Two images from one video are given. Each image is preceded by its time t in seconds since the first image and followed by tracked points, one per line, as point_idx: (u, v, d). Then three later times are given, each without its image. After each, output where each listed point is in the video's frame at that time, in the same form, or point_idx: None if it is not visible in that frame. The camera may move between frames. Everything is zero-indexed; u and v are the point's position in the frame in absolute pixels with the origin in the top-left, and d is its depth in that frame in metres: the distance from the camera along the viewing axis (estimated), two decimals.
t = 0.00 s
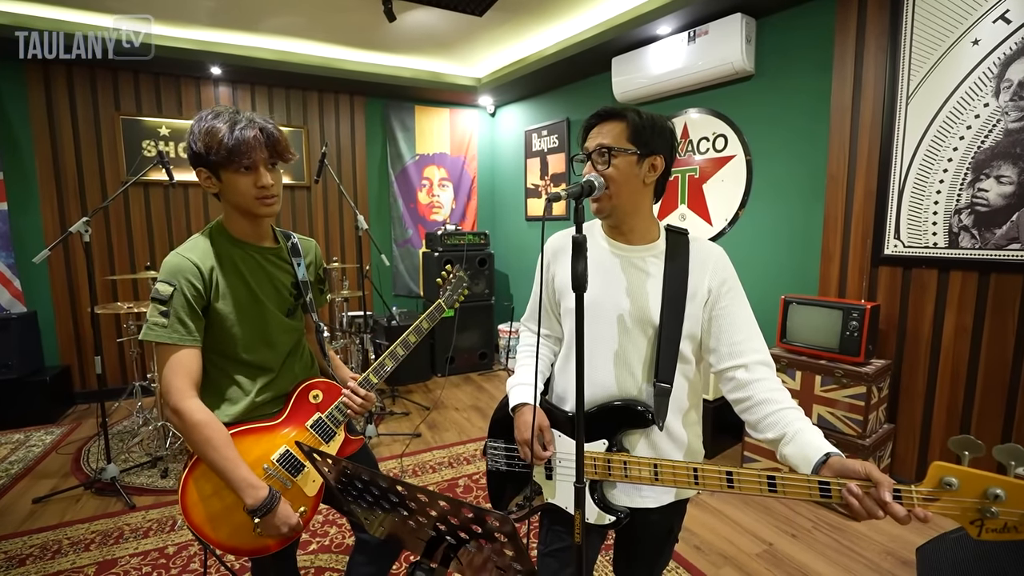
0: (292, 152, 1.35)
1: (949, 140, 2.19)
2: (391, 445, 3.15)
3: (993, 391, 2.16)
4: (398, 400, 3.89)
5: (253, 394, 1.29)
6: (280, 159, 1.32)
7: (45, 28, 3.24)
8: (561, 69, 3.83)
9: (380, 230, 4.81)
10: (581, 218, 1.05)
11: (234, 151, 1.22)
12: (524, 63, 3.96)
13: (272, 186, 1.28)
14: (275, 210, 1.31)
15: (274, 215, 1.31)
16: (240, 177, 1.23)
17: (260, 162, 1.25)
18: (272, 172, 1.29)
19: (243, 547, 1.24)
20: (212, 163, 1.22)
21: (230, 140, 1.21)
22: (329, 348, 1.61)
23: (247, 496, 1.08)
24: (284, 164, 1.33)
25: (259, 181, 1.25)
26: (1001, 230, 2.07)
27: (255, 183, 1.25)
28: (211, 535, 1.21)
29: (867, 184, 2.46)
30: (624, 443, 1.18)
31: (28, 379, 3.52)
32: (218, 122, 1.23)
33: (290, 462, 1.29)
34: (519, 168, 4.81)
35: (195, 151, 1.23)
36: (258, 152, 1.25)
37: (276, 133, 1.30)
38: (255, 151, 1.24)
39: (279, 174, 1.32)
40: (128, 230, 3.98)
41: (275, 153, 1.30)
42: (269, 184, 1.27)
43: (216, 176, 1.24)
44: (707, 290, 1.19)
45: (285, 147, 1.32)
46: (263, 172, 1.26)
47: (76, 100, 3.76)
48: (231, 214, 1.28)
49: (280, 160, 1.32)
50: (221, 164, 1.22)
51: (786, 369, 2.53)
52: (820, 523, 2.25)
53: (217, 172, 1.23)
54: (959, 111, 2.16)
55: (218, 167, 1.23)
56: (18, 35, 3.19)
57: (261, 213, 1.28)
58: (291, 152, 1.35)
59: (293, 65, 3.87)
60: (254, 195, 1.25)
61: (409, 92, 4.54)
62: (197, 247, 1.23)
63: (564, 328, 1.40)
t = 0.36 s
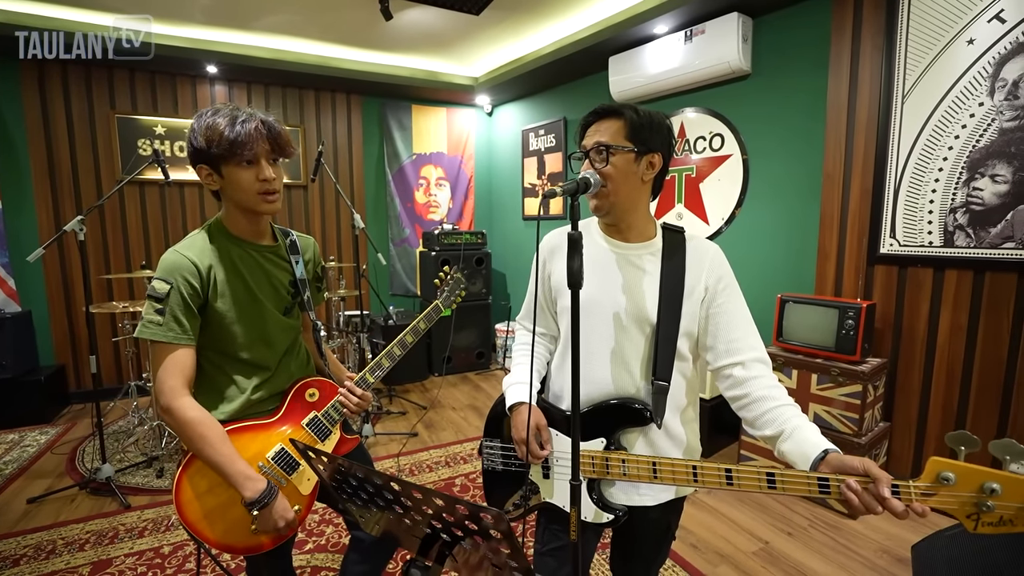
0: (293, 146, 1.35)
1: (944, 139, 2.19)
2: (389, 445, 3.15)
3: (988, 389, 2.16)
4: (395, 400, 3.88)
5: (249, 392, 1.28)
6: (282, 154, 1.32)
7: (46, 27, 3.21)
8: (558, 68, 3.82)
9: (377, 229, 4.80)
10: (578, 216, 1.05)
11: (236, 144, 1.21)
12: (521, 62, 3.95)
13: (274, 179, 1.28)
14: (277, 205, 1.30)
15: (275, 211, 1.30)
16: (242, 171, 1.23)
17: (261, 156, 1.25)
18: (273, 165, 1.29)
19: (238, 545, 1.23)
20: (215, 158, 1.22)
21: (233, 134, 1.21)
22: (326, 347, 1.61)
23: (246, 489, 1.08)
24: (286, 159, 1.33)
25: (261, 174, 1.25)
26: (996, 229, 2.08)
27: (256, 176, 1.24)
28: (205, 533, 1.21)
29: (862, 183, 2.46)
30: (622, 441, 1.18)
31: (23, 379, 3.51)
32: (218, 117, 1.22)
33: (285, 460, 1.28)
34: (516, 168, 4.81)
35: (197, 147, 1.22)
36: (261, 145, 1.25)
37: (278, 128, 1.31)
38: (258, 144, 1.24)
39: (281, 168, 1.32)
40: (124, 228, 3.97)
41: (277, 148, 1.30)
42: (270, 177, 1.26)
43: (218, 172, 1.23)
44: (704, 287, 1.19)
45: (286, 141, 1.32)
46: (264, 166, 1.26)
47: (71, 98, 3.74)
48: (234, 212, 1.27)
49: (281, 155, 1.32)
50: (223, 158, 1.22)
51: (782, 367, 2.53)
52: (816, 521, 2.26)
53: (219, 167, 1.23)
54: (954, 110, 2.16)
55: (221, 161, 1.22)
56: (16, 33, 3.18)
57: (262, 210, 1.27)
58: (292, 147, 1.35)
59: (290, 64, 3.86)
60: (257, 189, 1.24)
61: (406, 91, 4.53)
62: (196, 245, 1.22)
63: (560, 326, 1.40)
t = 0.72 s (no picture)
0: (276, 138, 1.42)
1: (942, 139, 2.19)
2: (387, 445, 3.15)
3: (986, 389, 2.15)
4: (395, 400, 3.89)
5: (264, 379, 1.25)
6: (267, 142, 1.37)
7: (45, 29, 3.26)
8: (557, 69, 3.83)
9: (377, 230, 4.81)
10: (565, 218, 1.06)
11: (226, 125, 1.27)
12: (520, 63, 3.96)
13: (264, 157, 1.33)
14: (269, 184, 1.33)
15: (268, 190, 1.32)
16: (233, 150, 1.28)
17: (250, 136, 1.31)
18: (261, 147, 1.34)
19: (236, 543, 1.23)
20: (205, 142, 1.26)
21: (220, 119, 1.27)
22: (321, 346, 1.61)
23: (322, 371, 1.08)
24: (270, 148, 1.39)
25: (252, 150, 1.30)
26: (995, 229, 2.07)
27: (248, 153, 1.30)
28: (203, 531, 1.19)
29: (861, 183, 2.45)
30: (613, 442, 1.18)
31: (25, 379, 3.53)
32: (205, 109, 1.28)
33: (283, 458, 1.28)
34: (516, 168, 4.82)
35: (184, 138, 1.27)
36: (247, 126, 1.31)
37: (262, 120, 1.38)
38: (244, 126, 1.30)
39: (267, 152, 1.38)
40: (125, 230, 3.99)
41: (262, 135, 1.36)
42: (261, 153, 1.32)
43: (210, 157, 1.27)
44: (695, 289, 1.19)
45: (270, 135, 1.39)
46: (253, 144, 1.32)
47: (72, 101, 3.76)
48: (224, 201, 1.30)
49: (267, 141, 1.38)
50: (213, 140, 1.27)
51: (780, 368, 2.52)
52: (813, 523, 2.25)
53: (209, 150, 1.27)
54: (952, 110, 2.15)
55: (211, 145, 1.27)
56: (17, 35, 3.21)
57: (256, 188, 1.30)
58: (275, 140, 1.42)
59: (290, 66, 3.87)
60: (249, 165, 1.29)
61: (405, 93, 4.54)
62: (185, 235, 1.24)
63: (553, 327, 1.40)
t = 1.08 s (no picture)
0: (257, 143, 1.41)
1: (937, 140, 2.17)
2: (382, 447, 3.15)
3: (981, 392, 2.14)
4: (391, 401, 3.88)
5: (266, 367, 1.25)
6: (247, 150, 1.37)
7: (44, 29, 3.27)
8: (553, 70, 3.82)
9: (374, 231, 4.81)
10: (547, 222, 1.06)
11: (206, 138, 1.26)
12: (516, 63, 3.96)
13: (244, 173, 1.33)
14: (246, 200, 1.35)
15: (246, 205, 1.35)
16: (214, 165, 1.27)
17: (230, 150, 1.30)
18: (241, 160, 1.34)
19: (225, 550, 1.23)
20: (184, 155, 1.25)
21: (200, 131, 1.25)
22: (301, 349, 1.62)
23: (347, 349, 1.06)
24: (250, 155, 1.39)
25: (233, 167, 1.30)
26: (989, 231, 2.06)
27: (229, 170, 1.30)
28: (190, 542, 1.19)
29: (856, 184, 2.44)
30: (597, 447, 1.18)
31: (21, 380, 3.53)
32: (184, 119, 1.26)
33: (269, 461, 1.28)
34: (513, 169, 4.81)
35: (161, 147, 1.25)
36: (228, 139, 1.30)
37: (242, 126, 1.36)
38: (224, 139, 1.29)
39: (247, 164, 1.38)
40: (121, 230, 3.99)
41: (243, 144, 1.35)
42: (241, 170, 1.32)
43: (189, 169, 1.27)
44: (678, 294, 1.19)
45: (250, 139, 1.38)
46: (233, 159, 1.31)
47: (69, 102, 3.77)
48: (203, 211, 1.30)
49: (247, 151, 1.37)
50: (192, 154, 1.26)
51: (774, 369, 2.51)
52: (807, 525, 2.24)
53: (188, 163, 1.26)
54: (946, 111, 2.14)
55: (190, 158, 1.26)
56: (17, 36, 3.21)
57: (233, 204, 1.32)
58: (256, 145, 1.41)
59: (287, 67, 3.87)
60: (228, 181, 1.29)
61: (402, 93, 4.54)
62: (169, 241, 1.24)
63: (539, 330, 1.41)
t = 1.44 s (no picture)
0: (257, 143, 1.39)
1: (935, 139, 2.15)
2: (378, 447, 3.13)
3: (979, 393, 2.12)
4: (388, 401, 3.86)
5: (216, 398, 1.27)
6: (247, 150, 1.35)
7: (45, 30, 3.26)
8: (551, 69, 3.80)
9: (372, 231, 4.79)
10: (532, 221, 1.04)
11: (206, 138, 1.24)
12: (513, 62, 3.94)
13: (242, 174, 1.32)
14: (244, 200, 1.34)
15: (242, 205, 1.33)
16: (213, 165, 1.26)
17: (230, 151, 1.29)
18: (240, 162, 1.32)
19: (206, 552, 1.21)
20: (182, 153, 1.23)
21: (200, 130, 1.24)
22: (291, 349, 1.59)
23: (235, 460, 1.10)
24: (250, 156, 1.37)
25: (233, 168, 1.29)
26: (988, 231, 2.04)
27: (228, 170, 1.28)
28: (173, 543, 1.17)
29: (854, 183, 2.42)
30: (583, 448, 1.16)
31: (17, 380, 3.52)
32: (183, 116, 1.24)
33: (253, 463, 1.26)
34: (511, 168, 4.79)
35: (158, 143, 1.23)
36: (228, 140, 1.28)
37: (244, 127, 1.34)
38: (225, 139, 1.27)
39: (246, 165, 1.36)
40: (118, 230, 3.98)
41: (243, 145, 1.33)
42: (241, 171, 1.30)
43: (186, 168, 1.24)
44: (667, 292, 1.17)
45: (250, 140, 1.36)
46: (233, 160, 1.30)
47: (66, 101, 3.76)
48: (198, 210, 1.28)
49: (247, 151, 1.36)
50: (191, 152, 1.24)
51: (771, 370, 2.49)
52: (804, 527, 2.22)
53: (185, 161, 1.24)
54: (945, 109, 2.12)
55: (189, 157, 1.24)
56: (17, 36, 3.19)
57: (230, 203, 1.30)
58: (255, 145, 1.39)
59: (284, 66, 3.86)
60: (227, 182, 1.27)
61: (399, 92, 4.52)
62: (157, 242, 1.22)
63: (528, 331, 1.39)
